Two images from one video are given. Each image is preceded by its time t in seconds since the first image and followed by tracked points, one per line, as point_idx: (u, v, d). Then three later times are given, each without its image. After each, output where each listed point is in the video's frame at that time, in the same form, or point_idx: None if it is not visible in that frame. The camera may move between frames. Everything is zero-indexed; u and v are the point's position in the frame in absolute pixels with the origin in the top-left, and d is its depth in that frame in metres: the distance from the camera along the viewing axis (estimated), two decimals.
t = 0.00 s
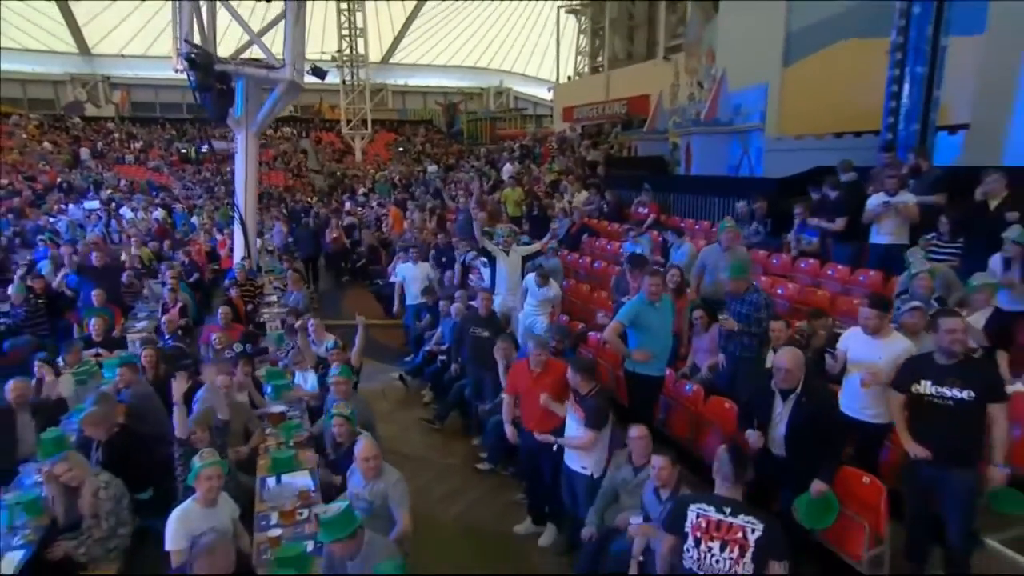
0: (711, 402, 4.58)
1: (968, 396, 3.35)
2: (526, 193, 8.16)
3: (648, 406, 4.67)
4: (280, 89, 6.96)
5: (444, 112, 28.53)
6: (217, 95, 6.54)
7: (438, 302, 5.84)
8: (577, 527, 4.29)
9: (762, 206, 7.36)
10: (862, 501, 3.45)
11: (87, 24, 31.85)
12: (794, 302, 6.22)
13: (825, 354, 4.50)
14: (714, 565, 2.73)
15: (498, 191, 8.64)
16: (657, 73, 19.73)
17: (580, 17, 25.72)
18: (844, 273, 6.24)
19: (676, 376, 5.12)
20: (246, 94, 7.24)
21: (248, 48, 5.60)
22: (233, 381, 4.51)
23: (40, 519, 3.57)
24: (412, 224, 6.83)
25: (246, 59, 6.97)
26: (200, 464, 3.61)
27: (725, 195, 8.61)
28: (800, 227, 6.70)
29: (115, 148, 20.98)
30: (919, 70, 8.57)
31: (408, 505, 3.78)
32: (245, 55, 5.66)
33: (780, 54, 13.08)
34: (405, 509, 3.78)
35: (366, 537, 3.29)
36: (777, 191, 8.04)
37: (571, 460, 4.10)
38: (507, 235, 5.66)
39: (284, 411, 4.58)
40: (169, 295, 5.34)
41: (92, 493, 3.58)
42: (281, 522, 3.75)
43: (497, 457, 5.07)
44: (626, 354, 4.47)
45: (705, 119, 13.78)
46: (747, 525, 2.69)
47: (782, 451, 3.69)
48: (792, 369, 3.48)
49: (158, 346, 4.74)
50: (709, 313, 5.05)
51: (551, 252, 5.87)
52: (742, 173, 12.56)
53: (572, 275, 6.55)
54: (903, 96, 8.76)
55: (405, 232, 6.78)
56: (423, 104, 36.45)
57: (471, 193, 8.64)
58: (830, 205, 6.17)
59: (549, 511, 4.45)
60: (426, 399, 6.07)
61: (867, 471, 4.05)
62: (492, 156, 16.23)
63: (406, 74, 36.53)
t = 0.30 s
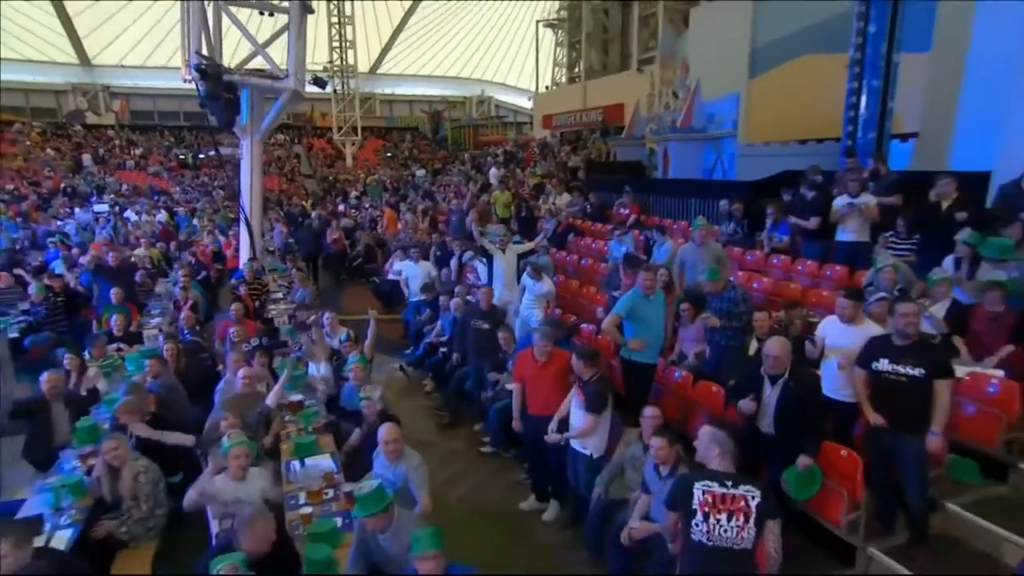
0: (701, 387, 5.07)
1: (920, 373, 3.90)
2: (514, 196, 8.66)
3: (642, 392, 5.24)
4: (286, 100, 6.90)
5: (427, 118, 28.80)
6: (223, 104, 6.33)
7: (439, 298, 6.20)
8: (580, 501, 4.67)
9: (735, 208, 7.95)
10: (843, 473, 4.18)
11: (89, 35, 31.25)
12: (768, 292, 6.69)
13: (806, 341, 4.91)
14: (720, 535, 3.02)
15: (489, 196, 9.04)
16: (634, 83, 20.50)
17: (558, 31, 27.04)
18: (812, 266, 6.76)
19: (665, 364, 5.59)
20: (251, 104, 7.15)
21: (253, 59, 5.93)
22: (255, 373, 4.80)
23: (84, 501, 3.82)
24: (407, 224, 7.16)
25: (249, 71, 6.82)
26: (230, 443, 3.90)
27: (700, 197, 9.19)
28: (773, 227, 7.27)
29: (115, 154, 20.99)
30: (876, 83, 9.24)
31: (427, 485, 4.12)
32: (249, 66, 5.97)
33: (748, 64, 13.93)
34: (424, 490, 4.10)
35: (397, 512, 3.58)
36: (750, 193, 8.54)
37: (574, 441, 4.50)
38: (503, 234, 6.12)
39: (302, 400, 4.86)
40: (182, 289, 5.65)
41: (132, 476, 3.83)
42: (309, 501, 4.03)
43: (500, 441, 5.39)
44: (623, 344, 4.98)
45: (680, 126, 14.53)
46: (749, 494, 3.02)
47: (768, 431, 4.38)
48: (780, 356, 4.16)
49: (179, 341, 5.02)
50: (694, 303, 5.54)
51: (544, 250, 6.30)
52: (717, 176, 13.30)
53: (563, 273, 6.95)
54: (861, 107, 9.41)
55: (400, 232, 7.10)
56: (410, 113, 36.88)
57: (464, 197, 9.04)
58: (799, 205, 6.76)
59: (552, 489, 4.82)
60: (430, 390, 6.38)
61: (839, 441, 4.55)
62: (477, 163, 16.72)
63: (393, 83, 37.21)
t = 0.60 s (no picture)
0: (690, 374, 5.48)
1: (888, 355, 4.65)
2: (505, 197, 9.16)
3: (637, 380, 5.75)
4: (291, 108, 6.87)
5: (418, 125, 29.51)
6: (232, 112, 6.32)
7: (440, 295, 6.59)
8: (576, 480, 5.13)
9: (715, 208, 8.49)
10: (822, 449, 4.90)
11: (91, 44, 34.12)
12: (748, 287, 6.97)
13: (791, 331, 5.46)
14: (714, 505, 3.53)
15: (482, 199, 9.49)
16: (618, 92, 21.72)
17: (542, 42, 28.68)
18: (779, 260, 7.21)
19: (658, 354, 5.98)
20: (256, 110, 7.07)
21: (257, 67, 6.27)
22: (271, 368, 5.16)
23: (117, 486, 4.21)
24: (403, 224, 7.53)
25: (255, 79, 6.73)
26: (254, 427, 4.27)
27: (679, 198, 9.72)
28: (752, 226, 7.77)
29: (116, 156, 21.46)
30: (841, 94, 9.85)
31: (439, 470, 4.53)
32: (253, 74, 6.33)
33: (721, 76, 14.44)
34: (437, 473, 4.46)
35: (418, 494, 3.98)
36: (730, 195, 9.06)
37: (576, 427, 4.97)
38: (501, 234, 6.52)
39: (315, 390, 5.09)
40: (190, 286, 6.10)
41: (164, 463, 4.24)
42: (329, 484, 4.51)
43: (502, 429, 5.73)
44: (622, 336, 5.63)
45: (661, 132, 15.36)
46: (734, 469, 3.58)
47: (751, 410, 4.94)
48: (767, 349, 4.78)
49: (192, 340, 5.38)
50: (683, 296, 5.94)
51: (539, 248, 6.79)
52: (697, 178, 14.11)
53: (555, 269, 7.40)
54: (830, 115, 9.98)
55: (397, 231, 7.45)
56: (401, 116, 38.51)
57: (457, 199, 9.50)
58: (776, 206, 7.30)
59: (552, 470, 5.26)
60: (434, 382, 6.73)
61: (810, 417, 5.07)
62: (467, 166, 17.32)
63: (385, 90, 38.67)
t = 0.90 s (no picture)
0: (678, 363, 5.91)
1: (867, 342, 5.11)
2: (495, 199, 9.63)
3: (630, 370, 6.21)
4: (295, 115, 7.12)
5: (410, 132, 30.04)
6: (237, 119, 6.51)
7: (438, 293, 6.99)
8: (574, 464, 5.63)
9: (696, 207, 9.01)
10: (802, 430, 5.34)
11: (93, 54, 34.47)
12: (729, 282, 7.37)
13: (771, 323, 5.92)
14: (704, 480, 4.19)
15: (476, 202, 9.91)
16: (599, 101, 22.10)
17: (524, 52, 29.37)
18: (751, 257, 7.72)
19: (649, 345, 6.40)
20: (261, 118, 7.28)
21: (260, 76, 6.64)
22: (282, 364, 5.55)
23: (146, 473, 4.69)
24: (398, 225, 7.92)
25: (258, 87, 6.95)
26: (277, 416, 4.81)
27: (661, 200, 10.20)
28: (730, 226, 8.19)
29: (117, 166, 22.03)
30: (811, 103, 10.32)
31: (449, 454, 5.16)
32: (257, 83, 6.70)
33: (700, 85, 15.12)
34: (447, 456, 5.06)
35: (433, 476, 4.68)
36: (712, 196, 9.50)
37: (578, 415, 5.42)
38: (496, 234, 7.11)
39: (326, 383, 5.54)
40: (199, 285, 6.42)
41: (192, 451, 4.74)
42: (348, 470, 4.98)
43: (502, 418, 6.26)
44: (616, 329, 6.05)
45: (644, 138, 16.83)
46: (719, 446, 4.21)
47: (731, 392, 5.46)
48: (751, 338, 5.21)
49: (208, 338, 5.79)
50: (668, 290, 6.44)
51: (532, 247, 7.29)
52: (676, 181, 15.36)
53: (545, 268, 7.84)
54: (800, 122, 10.49)
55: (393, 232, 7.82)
56: (390, 124, 40.28)
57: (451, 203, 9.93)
58: (754, 207, 7.80)
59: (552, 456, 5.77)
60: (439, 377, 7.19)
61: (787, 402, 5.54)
62: (457, 170, 17.85)
63: (375, 99, 39.75)
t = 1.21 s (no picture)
0: (665, 352, 6.41)
1: (846, 318, 5.70)
2: (486, 201, 10.19)
3: (620, 358, 6.66)
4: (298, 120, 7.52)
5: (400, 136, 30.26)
6: (243, 124, 6.84)
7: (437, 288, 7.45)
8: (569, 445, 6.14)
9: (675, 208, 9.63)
10: (779, 409, 5.80)
11: (94, 62, 34.57)
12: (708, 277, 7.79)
13: (750, 312, 6.42)
14: (693, 455, 4.56)
15: (471, 204, 10.41)
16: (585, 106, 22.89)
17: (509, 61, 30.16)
18: (723, 250, 8.23)
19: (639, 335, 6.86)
20: (264, 123, 7.64)
21: (264, 83, 6.99)
22: (295, 356, 5.95)
23: (172, 457, 5.14)
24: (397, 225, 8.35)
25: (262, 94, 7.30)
26: (298, 403, 5.34)
27: (642, 200, 10.77)
28: (708, 224, 8.67)
29: (122, 166, 22.29)
30: (780, 110, 10.94)
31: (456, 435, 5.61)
32: (261, 89, 7.12)
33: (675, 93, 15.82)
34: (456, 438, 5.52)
35: (445, 456, 5.18)
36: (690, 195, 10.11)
37: (575, 401, 5.83)
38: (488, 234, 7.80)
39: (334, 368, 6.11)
40: (208, 285, 7.16)
41: (215, 438, 5.16)
42: (363, 454, 5.43)
43: (500, 405, 6.88)
44: (607, 320, 6.49)
45: (627, 141, 17.49)
46: (708, 426, 4.58)
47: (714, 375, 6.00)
48: (731, 323, 5.82)
49: (220, 332, 6.19)
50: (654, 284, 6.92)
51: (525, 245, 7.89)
52: (657, 183, 15.84)
53: (536, 264, 8.36)
54: (770, 127, 11.10)
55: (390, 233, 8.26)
56: (382, 129, 40.49)
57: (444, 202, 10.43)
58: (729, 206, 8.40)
59: (549, 439, 6.27)
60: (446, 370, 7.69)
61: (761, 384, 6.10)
62: (446, 172, 18.46)
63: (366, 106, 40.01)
